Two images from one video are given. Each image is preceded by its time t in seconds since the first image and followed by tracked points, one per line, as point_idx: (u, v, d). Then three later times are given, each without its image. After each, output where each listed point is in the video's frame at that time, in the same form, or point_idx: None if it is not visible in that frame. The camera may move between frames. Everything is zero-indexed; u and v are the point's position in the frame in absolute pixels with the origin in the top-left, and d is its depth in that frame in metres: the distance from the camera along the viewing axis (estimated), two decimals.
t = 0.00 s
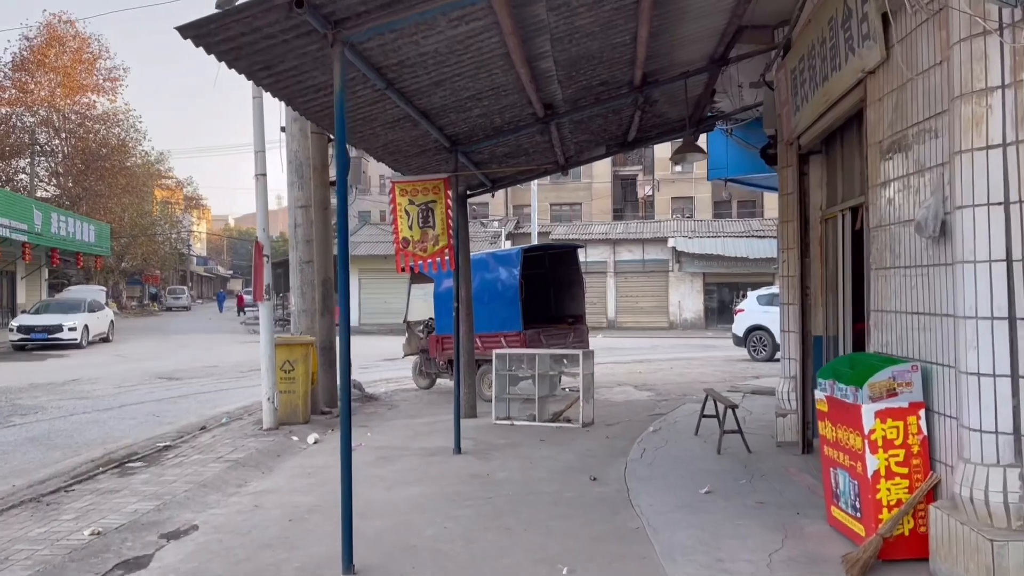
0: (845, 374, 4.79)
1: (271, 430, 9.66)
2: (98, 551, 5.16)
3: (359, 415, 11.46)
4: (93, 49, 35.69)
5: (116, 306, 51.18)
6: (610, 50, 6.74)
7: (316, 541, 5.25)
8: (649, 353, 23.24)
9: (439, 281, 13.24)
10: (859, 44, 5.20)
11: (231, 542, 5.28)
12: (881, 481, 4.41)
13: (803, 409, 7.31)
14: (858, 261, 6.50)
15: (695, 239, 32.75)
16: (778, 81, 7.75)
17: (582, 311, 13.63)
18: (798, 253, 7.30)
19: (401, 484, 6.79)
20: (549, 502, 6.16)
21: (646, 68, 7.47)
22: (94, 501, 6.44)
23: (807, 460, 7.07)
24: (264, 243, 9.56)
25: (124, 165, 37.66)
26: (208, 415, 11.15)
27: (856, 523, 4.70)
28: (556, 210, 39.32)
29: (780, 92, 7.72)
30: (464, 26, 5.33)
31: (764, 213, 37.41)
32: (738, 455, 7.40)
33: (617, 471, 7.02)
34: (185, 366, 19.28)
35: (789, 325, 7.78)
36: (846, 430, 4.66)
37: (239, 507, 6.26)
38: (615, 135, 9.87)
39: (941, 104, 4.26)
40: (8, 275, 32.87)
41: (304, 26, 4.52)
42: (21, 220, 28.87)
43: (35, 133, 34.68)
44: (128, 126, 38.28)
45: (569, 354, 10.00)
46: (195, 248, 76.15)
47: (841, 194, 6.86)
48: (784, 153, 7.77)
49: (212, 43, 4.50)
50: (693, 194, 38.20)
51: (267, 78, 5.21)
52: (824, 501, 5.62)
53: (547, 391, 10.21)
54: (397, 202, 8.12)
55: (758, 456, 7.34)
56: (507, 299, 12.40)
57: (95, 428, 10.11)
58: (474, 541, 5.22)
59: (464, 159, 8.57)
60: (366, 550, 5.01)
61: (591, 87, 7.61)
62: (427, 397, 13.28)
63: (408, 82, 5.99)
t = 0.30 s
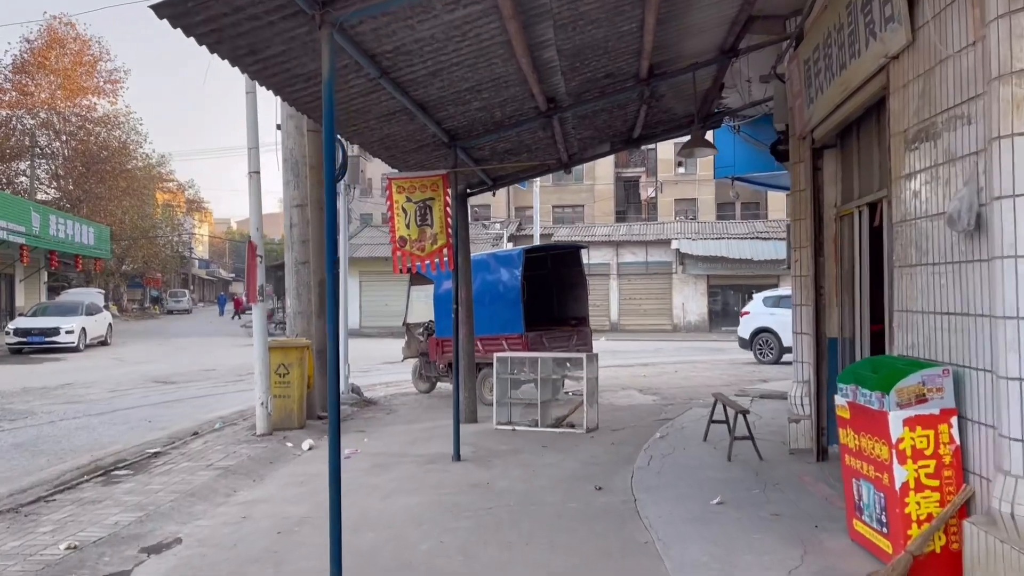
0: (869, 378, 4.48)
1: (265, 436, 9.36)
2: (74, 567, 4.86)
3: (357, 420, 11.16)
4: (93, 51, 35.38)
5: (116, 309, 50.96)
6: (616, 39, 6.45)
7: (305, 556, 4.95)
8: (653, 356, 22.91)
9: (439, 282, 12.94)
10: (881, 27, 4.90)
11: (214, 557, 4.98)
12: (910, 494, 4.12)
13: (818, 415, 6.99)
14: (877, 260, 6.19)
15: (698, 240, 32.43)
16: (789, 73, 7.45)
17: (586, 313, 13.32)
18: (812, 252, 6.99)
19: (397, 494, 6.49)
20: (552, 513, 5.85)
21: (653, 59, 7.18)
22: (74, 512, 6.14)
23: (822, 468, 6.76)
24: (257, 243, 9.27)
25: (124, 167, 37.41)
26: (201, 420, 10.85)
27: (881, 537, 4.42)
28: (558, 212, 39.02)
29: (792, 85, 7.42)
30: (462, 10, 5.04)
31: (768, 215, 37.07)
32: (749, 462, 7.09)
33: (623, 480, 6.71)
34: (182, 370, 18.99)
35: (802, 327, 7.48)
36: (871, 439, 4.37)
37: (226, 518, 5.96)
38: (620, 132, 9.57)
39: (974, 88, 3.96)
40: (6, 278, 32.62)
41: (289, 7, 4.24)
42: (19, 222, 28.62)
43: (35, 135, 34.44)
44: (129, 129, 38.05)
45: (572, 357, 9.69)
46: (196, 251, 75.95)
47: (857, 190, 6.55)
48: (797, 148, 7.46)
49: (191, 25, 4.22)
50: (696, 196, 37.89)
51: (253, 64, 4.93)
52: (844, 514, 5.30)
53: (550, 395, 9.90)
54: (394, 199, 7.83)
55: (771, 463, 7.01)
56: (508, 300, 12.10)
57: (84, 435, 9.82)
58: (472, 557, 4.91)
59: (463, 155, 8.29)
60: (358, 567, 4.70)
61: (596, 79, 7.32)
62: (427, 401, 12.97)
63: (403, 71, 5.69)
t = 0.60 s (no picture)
0: (894, 392, 4.15)
1: (257, 446, 9.06)
2: None
3: (353, 428, 10.86)
4: (93, 53, 35.11)
5: (116, 312, 50.67)
6: (621, 31, 6.15)
7: None
8: (657, 360, 22.56)
9: (438, 286, 12.64)
10: (905, 15, 4.59)
11: None
12: (941, 518, 3.80)
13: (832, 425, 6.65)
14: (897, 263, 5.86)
15: (702, 243, 32.09)
16: (801, 68, 7.14)
17: (588, 318, 12.98)
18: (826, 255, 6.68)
19: (390, 510, 6.17)
20: (554, 531, 5.52)
21: (659, 53, 6.87)
22: (50, 529, 5.83)
23: (838, 482, 6.44)
24: (248, 246, 8.96)
25: (124, 170, 37.13)
26: (192, 428, 10.54)
27: (909, 563, 4.09)
28: (560, 215, 38.70)
29: (804, 80, 7.11)
30: None
31: (771, 218, 36.74)
32: (760, 475, 6.77)
33: (628, 495, 6.39)
34: (178, 375, 18.68)
35: (815, 333, 7.15)
36: (898, 457, 4.05)
37: (210, 536, 5.64)
38: (623, 131, 9.27)
39: (1011, 77, 3.65)
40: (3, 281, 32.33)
41: None
42: (16, 225, 28.35)
43: (34, 138, 34.17)
44: (129, 131, 37.79)
45: (575, 363, 9.37)
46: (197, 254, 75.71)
47: (874, 190, 6.24)
48: (810, 146, 7.15)
49: (164, 9, 3.92)
50: (699, 198, 37.57)
51: (235, 55, 4.63)
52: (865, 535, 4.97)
53: (552, 403, 9.57)
54: (389, 200, 7.53)
55: (783, 477, 6.69)
56: (509, 304, 11.78)
57: (70, 444, 9.51)
58: None
59: (461, 155, 7.98)
60: None
61: (599, 74, 7.01)
62: (425, 408, 12.66)
63: (395, 63, 5.39)
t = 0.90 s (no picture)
0: (926, 398, 3.83)
1: (249, 452, 8.77)
2: None
3: (349, 434, 10.56)
4: (93, 55, 34.71)
5: (116, 315, 50.45)
6: (627, 19, 5.85)
7: None
8: (660, 364, 22.25)
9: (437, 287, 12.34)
10: None
11: None
12: (979, 535, 3.47)
13: (848, 432, 6.34)
14: (919, 261, 5.55)
15: (705, 246, 31.79)
16: (815, 59, 6.84)
17: (592, 320, 12.70)
18: (841, 253, 6.38)
19: (385, 522, 5.86)
20: (557, 545, 5.21)
21: (667, 43, 6.59)
22: (25, 542, 5.53)
23: (856, 493, 6.13)
24: (240, 245, 8.66)
25: (123, 172, 36.88)
26: (184, 434, 10.24)
27: None
28: (562, 217, 38.43)
29: (817, 72, 6.82)
30: None
31: (774, 220, 36.44)
32: (773, 485, 6.46)
33: (635, 506, 6.08)
34: (174, 378, 18.39)
35: (829, 335, 6.85)
36: (931, 467, 3.72)
37: (193, 549, 5.33)
38: (628, 127, 8.97)
39: None
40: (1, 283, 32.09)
41: None
42: (13, 227, 28.10)
43: (34, 140, 33.94)
44: (129, 134, 37.55)
45: (578, 367, 9.06)
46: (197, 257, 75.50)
47: (894, 185, 5.93)
48: (824, 140, 6.85)
49: None
50: (702, 201, 37.28)
51: (216, 37, 4.34)
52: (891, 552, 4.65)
53: (555, 408, 9.27)
54: (385, 197, 7.25)
55: (797, 486, 6.38)
56: (510, 306, 11.48)
57: (57, 450, 9.22)
58: None
59: (461, 150, 7.69)
60: None
61: (604, 65, 6.72)
62: (424, 413, 12.36)
63: (390, 50, 5.10)
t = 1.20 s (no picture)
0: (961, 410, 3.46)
1: (240, 460, 8.48)
2: None
3: (345, 440, 10.28)
4: (91, 56, 33.93)
5: (113, 317, 50.15)
6: (633, 7, 5.57)
7: None
8: (661, 366, 21.96)
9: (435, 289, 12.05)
10: None
11: None
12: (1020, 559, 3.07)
13: (864, 442, 6.05)
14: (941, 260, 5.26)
15: (706, 247, 31.49)
16: (827, 51, 6.56)
17: (593, 322, 12.43)
18: (856, 253, 6.10)
19: (378, 536, 5.57)
20: (560, 562, 4.93)
21: (673, 34, 6.31)
22: None
23: (872, 505, 5.84)
24: (230, 246, 8.37)
25: (120, 174, 36.53)
26: (174, 440, 9.95)
27: None
28: (561, 218, 38.14)
29: (830, 65, 6.54)
30: None
31: (775, 221, 36.17)
32: (785, 496, 6.16)
33: (640, 519, 5.79)
34: (167, 381, 18.09)
35: (842, 340, 6.56)
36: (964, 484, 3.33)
37: (175, 566, 5.04)
38: (631, 123, 8.70)
39: None
40: None
41: None
42: (6, 228, 27.75)
43: (30, 141, 33.60)
44: (127, 135, 37.19)
45: (579, 371, 8.78)
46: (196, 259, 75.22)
47: (913, 181, 5.64)
48: (836, 136, 6.57)
49: None
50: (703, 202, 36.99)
51: (194, 22, 4.06)
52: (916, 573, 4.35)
53: (555, 414, 8.99)
54: (379, 195, 6.94)
55: (810, 498, 6.09)
56: (510, 309, 11.19)
57: (41, 458, 8.92)
58: None
59: (458, 148, 7.42)
60: None
61: (607, 58, 6.45)
62: (422, 418, 12.07)
63: (382, 37, 4.82)
